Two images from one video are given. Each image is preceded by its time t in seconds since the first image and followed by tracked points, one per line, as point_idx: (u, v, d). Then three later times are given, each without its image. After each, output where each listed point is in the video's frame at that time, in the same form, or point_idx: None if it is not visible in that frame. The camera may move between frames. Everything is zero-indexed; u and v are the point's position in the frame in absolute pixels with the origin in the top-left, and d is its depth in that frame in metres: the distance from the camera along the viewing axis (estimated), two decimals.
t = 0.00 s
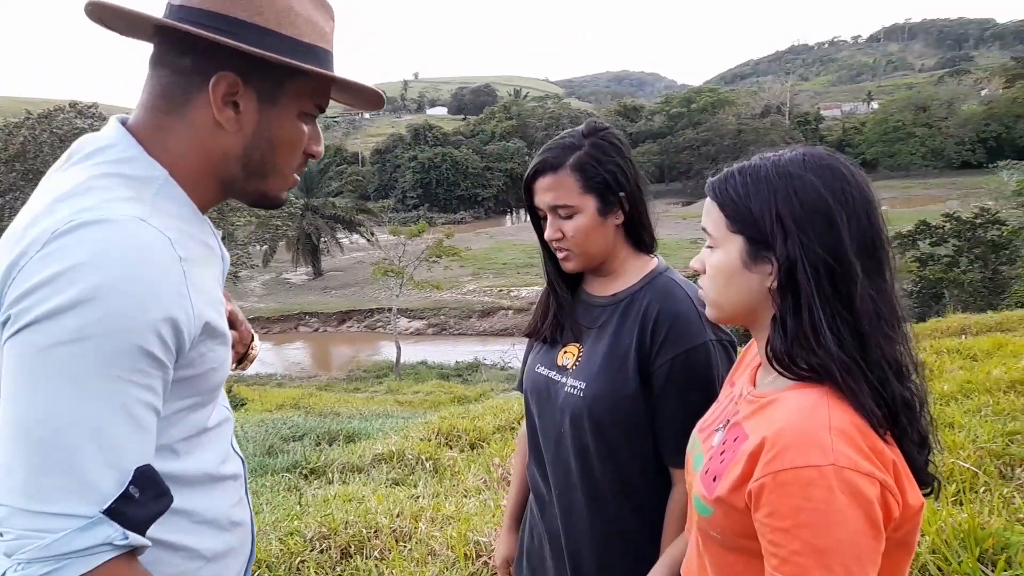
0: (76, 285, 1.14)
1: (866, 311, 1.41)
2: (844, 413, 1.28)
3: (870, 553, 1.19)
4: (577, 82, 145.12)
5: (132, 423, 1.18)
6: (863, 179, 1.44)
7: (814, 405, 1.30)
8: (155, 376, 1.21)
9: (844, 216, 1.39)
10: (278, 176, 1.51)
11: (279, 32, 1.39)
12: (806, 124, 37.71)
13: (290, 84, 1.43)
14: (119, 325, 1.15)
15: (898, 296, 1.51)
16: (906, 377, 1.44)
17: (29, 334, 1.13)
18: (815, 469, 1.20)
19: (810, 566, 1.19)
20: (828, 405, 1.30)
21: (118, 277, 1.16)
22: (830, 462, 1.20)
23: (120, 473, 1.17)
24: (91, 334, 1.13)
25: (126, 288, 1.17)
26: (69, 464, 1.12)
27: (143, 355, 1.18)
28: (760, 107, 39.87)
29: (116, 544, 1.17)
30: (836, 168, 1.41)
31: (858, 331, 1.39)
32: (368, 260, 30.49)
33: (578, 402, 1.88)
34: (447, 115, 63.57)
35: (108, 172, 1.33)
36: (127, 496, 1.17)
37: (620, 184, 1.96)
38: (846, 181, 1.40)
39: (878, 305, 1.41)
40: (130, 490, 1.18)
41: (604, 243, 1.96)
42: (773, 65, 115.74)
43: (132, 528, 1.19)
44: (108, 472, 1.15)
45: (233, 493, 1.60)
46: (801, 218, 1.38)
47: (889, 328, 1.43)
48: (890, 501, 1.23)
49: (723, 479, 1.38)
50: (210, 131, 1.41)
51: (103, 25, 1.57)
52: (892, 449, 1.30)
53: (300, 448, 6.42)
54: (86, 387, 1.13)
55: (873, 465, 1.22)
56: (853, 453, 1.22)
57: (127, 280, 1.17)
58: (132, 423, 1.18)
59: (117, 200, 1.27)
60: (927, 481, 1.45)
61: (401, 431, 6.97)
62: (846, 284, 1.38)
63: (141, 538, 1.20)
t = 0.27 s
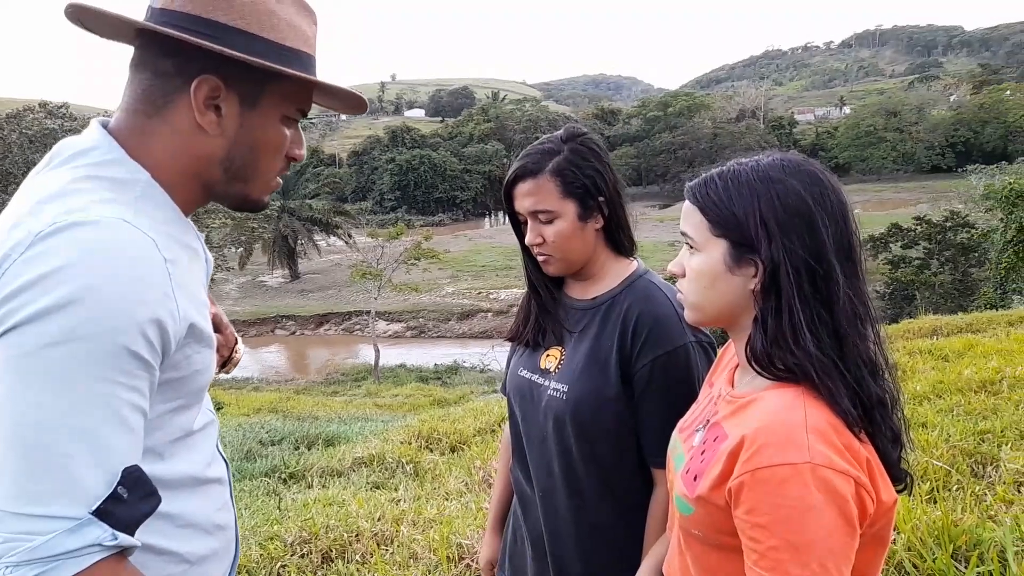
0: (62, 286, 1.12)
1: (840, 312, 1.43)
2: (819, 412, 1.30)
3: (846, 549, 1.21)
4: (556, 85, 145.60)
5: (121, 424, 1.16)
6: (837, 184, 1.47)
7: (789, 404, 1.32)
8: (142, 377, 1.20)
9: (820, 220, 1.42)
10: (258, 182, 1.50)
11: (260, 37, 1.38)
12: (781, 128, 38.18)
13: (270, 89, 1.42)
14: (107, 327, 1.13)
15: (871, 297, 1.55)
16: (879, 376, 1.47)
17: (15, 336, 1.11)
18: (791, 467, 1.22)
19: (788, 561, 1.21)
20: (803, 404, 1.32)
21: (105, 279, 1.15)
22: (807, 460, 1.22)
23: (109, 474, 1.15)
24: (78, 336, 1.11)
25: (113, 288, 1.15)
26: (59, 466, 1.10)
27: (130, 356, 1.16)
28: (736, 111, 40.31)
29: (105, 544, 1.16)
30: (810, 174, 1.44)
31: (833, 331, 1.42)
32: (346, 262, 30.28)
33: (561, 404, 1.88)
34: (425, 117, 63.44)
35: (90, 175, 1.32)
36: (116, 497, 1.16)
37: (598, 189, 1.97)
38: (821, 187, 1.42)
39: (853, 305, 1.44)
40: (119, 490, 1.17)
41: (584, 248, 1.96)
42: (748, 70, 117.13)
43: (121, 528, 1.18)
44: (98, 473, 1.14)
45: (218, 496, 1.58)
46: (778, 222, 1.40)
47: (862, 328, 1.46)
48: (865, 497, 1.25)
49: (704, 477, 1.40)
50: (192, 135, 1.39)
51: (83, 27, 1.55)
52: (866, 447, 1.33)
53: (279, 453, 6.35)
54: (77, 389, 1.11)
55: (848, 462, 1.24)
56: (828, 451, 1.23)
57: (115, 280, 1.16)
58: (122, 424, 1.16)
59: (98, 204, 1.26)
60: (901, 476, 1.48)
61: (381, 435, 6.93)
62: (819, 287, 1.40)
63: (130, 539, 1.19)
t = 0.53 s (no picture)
0: (61, 280, 1.12)
1: (837, 305, 1.45)
2: (819, 404, 1.31)
3: (845, 540, 1.22)
4: (551, 83, 145.51)
5: (114, 418, 1.16)
6: (832, 181, 1.49)
7: (789, 397, 1.33)
8: (138, 372, 1.19)
9: (816, 216, 1.43)
10: (258, 177, 1.49)
11: (263, 33, 1.37)
12: (775, 127, 38.29)
13: (271, 84, 1.42)
14: (105, 321, 1.13)
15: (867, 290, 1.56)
16: (876, 368, 1.49)
17: (10, 330, 1.11)
18: (792, 459, 1.23)
19: (788, 552, 1.22)
20: (803, 397, 1.33)
21: (104, 274, 1.15)
22: (807, 452, 1.23)
23: (101, 468, 1.15)
24: (74, 330, 1.11)
25: (110, 283, 1.15)
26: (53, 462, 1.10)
27: (125, 352, 1.16)
28: (730, 110, 40.44)
29: (95, 539, 1.15)
30: (806, 171, 1.46)
31: (829, 324, 1.43)
32: (341, 260, 30.24)
33: (559, 399, 1.89)
34: (420, 115, 63.35)
35: (92, 169, 1.32)
36: (107, 491, 1.16)
37: (598, 184, 1.97)
38: (815, 184, 1.45)
39: (849, 299, 1.45)
40: (111, 485, 1.16)
41: (582, 243, 1.97)
42: (742, 68, 117.37)
43: (112, 523, 1.18)
44: (90, 467, 1.14)
45: (214, 490, 1.59)
46: (777, 216, 1.42)
47: (859, 320, 1.47)
48: (864, 489, 1.26)
49: (703, 470, 1.41)
50: (191, 129, 1.39)
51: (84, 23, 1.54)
52: (865, 438, 1.34)
53: (274, 450, 6.34)
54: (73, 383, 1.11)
55: (848, 454, 1.25)
56: (828, 443, 1.24)
57: (114, 274, 1.16)
58: (115, 417, 1.16)
59: (95, 198, 1.26)
60: (898, 467, 1.49)
61: (376, 432, 6.93)
62: (817, 281, 1.42)
63: (121, 534, 1.19)
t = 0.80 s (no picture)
0: (41, 269, 1.11)
1: (831, 295, 1.46)
2: (816, 396, 1.32)
3: (840, 531, 1.23)
4: (543, 79, 145.25)
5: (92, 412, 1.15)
6: (824, 175, 1.50)
7: (785, 388, 1.33)
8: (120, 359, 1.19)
9: (810, 209, 1.44)
10: (251, 168, 1.48)
11: (252, 23, 1.36)
12: (768, 124, 38.39)
13: (264, 75, 1.41)
14: (84, 312, 1.12)
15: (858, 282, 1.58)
16: (868, 358, 1.50)
17: None
18: (788, 451, 1.23)
19: (785, 544, 1.22)
20: (799, 388, 1.33)
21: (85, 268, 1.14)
22: (803, 444, 1.23)
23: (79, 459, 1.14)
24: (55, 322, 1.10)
25: (90, 275, 1.14)
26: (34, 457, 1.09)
27: (104, 343, 1.15)
28: (723, 107, 40.53)
29: (71, 532, 1.14)
30: (797, 164, 1.47)
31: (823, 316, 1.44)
32: (333, 255, 30.14)
33: (552, 392, 1.89)
34: (413, 110, 63.18)
35: (80, 158, 1.31)
36: (85, 485, 1.14)
37: (594, 176, 1.97)
38: (804, 176, 1.46)
39: (840, 289, 1.46)
40: (87, 478, 1.15)
41: (577, 234, 1.97)
42: (735, 65, 117.61)
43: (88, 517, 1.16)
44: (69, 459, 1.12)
45: (200, 483, 1.58)
46: (771, 208, 1.43)
47: (850, 311, 1.48)
48: (859, 479, 1.27)
49: (698, 463, 1.41)
50: (185, 121, 1.38)
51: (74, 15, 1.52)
52: (860, 430, 1.34)
53: (266, 445, 6.33)
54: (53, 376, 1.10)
55: (842, 446, 1.25)
56: (824, 434, 1.25)
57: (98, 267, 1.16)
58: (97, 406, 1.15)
59: (82, 189, 1.24)
60: (890, 455, 1.50)
61: (369, 427, 6.92)
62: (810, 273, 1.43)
63: (98, 528, 1.17)
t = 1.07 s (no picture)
0: (56, 303, 1.07)
1: (837, 296, 1.45)
2: (823, 397, 1.31)
3: (849, 534, 1.22)
4: (542, 81, 145.44)
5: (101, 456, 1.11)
6: (829, 177, 1.51)
7: (790, 389, 1.33)
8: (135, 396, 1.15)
9: (816, 210, 1.44)
10: (283, 183, 1.47)
11: (287, 36, 1.34)
12: (766, 125, 38.45)
13: (297, 91, 1.39)
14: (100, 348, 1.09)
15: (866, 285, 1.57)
16: (874, 359, 1.49)
17: None
18: (796, 452, 1.23)
19: (793, 547, 1.22)
20: (805, 390, 1.32)
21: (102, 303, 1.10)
22: (811, 445, 1.23)
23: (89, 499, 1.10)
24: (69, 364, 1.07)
25: (108, 310, 1.10)
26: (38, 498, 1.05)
27: (118, 380, 1.11)
28: (721, 109, 40.59)
29: None
30: (802, 164, 1.47)
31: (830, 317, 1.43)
32: (331, 258, 30.13)
33: (551, 395, 1.88)
34: (411, 113, 63.24)
35: (106, 181, 1.27)
36: (91, 525, 1.11)
37: (595, 175, 1.97)
38: (809, 175, 1.46)
39: (846, 289, 1.46)
40: (93, 518, 1.11)
41: (577, 233, 1.96)
42: (733, 67, 117.82)
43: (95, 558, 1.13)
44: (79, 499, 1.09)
45: (206, 501, 1.56)
46: (778, 209, 1.42)
47: (855, 312, 1.48)
48: (866, 482, 1.26)
49: (705, 466, 1.40)
50: (216, 136, 1.37)
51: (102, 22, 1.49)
52: (866, 430, 1.34)
53: (266, 449, 6.32)
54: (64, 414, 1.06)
55: (851, 447, 1.25)
56: (831, 435, 1.24)
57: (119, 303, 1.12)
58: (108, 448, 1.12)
59: (104, 210, 1.21)
60: (898, 457, 1.50)
61: (369, 430, 6.92)
62: (816, 273, 1.43)
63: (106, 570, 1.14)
